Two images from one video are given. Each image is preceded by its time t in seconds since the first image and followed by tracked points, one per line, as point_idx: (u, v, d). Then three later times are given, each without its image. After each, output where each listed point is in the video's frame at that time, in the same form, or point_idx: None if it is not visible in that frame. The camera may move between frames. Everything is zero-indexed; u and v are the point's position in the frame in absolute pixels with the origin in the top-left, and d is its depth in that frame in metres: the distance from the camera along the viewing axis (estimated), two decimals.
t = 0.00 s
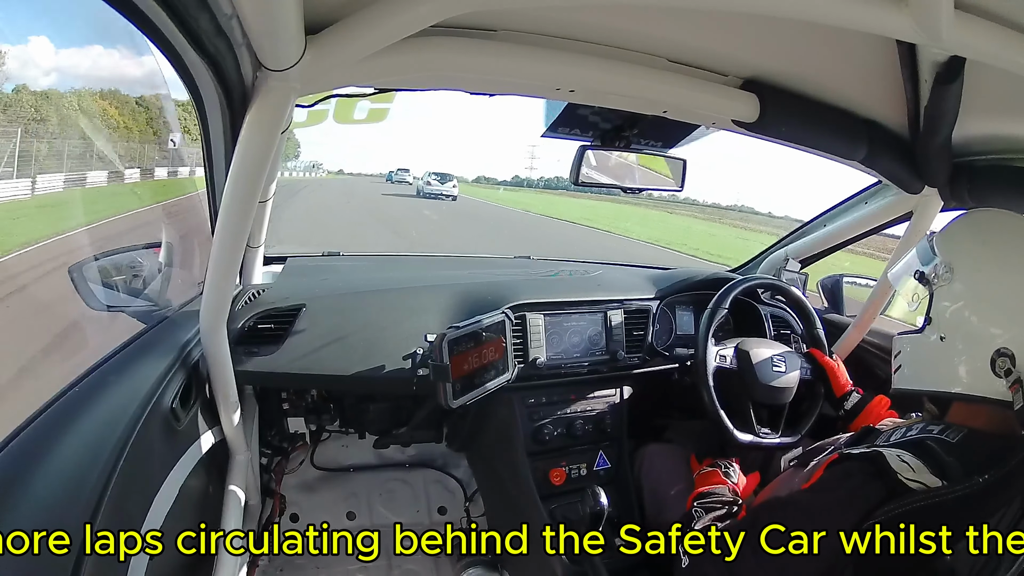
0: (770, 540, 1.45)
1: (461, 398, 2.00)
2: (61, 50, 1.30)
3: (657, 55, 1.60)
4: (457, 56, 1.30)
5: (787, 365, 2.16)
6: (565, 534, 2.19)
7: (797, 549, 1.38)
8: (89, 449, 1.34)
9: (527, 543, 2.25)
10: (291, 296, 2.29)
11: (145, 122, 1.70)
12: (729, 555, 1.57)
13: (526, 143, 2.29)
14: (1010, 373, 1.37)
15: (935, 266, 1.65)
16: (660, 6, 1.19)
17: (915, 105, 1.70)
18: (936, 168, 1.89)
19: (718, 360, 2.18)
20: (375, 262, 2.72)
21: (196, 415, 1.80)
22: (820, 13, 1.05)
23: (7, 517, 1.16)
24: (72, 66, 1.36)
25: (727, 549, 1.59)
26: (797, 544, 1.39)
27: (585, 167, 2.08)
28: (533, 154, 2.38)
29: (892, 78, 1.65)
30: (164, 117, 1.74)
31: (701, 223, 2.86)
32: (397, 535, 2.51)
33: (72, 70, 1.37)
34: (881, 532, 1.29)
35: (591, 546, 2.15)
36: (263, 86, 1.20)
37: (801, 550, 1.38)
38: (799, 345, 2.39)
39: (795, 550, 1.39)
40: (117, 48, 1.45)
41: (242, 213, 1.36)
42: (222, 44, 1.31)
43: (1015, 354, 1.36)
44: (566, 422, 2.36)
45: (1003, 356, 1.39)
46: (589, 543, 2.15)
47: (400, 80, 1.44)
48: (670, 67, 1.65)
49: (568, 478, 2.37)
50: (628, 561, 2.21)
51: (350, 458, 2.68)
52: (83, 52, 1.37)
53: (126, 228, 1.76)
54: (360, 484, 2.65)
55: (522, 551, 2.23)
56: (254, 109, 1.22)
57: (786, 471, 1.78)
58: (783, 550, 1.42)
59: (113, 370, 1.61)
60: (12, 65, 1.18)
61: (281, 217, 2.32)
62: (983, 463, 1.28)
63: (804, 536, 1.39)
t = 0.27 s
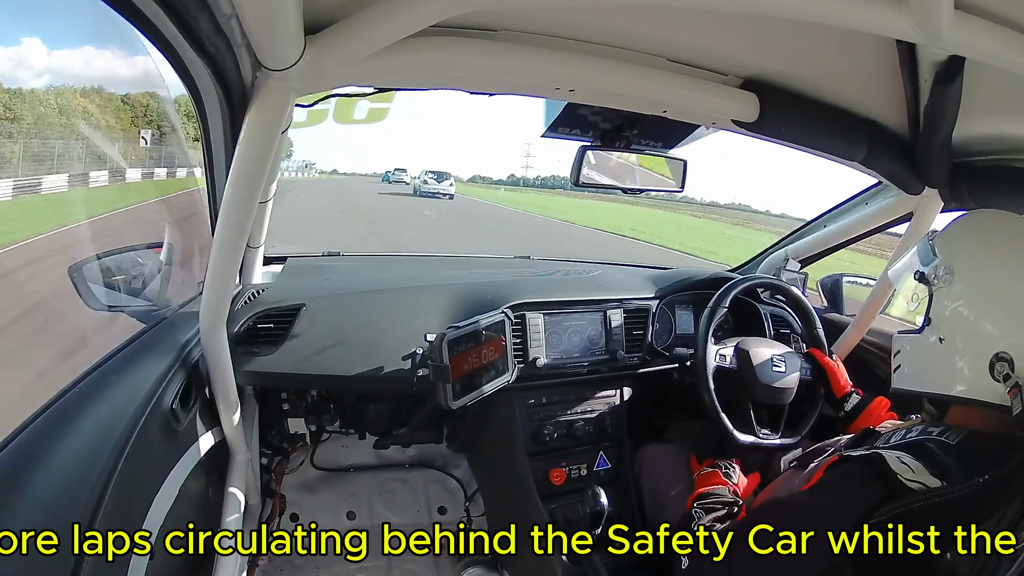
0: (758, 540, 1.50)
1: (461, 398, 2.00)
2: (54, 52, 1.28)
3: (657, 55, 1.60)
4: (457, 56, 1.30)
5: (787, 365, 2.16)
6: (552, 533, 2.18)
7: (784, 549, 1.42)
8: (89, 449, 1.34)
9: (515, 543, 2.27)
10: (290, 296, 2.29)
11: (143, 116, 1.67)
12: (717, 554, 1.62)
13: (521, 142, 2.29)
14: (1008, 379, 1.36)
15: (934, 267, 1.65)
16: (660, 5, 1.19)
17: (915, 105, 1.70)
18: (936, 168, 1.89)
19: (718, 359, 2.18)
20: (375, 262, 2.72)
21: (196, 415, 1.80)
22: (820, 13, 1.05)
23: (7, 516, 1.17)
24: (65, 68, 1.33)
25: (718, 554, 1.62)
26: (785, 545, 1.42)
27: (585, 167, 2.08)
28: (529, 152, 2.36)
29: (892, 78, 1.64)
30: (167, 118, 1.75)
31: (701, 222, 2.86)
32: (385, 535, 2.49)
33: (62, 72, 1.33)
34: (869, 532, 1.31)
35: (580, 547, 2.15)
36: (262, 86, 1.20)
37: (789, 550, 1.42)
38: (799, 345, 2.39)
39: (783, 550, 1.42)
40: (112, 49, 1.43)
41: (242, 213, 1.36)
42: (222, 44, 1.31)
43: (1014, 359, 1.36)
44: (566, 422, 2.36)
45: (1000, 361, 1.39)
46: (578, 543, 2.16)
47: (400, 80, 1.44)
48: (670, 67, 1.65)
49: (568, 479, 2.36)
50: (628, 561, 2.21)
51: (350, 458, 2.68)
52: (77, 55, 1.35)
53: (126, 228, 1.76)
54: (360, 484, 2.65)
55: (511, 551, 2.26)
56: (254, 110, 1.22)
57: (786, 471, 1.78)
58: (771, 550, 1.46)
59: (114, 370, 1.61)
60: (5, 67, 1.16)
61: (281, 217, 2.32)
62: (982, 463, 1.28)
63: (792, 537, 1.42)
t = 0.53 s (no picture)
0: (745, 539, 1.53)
1: (461, 398, 2.00)
2: (46, 55, 1.25)
3: (657, 55, 1.60)
4: (457, 56, 1.30)
5: (788, 364, 2.16)
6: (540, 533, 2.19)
7: (774, 549, 1.45)
8: (88, 449, 1.34)
9: (502, 544, 2.32)
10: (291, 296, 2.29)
11: (166, 134, 1.77)
12: (706, 555, 1.66)
13: (516, 142, 2.30)
14: (1007, 374, 1.36)
15: (936, 264, 1.65)
16: (660, 5, 1.19)
17: (915, 105, 1.70)
18: (936, 168, 1.89)
19: (718, 358, 2.18)
20: (375, 262, 2.72)
21: (196, 415, 1.80)
22: (820, 13, 1.05)
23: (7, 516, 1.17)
24: (55, 73, 1.30)
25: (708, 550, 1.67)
26: (774, 544, 1.45)
27: (585, 167, 2.08)
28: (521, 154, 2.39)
29: (892, 78, 1.65)
30: (175, 125, 1.77)
31: (699, 223, 2.86)
32: (373, 535, 2.48)
33: (54, 77, 1.30)
34: (858, 532, 1.32)
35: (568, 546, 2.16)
36: (262, 86, 1.20)
37: (778, 550, 1.44)
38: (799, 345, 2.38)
39: (771, 550, 1.46)
40: (104, 51, 1.41)
41: (242, 213, 1.36)
42: (222, 44, 1.31)
43: (1013, 354, 1.36)
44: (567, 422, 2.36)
45: (1000, 357, 1.39)
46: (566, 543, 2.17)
47: (400, 80, 1.44)
48: (670, 67, 1.65)
49: (568, 479, 2.36)
50: (629, 561, 2.21)
51: (350, 458, 2.67)
52: (70, 58, 1.32)
53: (126, 229, 1.76)
54: (360, 484, 2.65)
55: (498, 551, 2.32)
56: (254, 110, 1.22)
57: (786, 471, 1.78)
58: (758, 550, 1.49)
59: (113, 370, 1.61)
60: None
61: (281, 218, 2.32)
62: (983, 463, 1.28)
63: (779, 536, 1.45)
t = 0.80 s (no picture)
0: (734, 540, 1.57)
1: (461, 398, 1.99)
2: (39, 58, 1.24)
3: (657, 55, 1.60)
4: (457, 56, 1.31)
5: (788, 363, 2.16)
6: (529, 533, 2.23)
7: (762, 549, 1.48)
8: (88, 449, 1.34)
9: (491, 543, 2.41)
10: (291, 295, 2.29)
11: (161, 131, 1.75)
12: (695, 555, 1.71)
13: (512, 141, 2.29)
14: (1007, 379, 1.36)
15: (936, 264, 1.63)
16: (660, 5, 1.19)
17: (915, 105, 1.70)
18: (936, 168, 1.89)
19: (718, 359, 2.18)
20: (375, 262, 2.72)
21: (196, 415, 1.80)
22: (820, 13, 1.05)
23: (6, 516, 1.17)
24: (48, 77, 1.29)
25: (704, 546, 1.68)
26: (763, 544, 1.48)
27: (585, 167, 2.08)
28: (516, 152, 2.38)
29: (893, 78, 1.65)
30: (175, 125, 1.77)
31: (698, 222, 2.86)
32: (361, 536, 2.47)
33: (47, 79, 1.28)
34: (846, 532, 1.34)
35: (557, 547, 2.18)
36: (262, 86, 1.20)
37: (767, 550, 1.47)
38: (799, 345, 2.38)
39: (760, 550, 1.48)
40: (95, 53, 1.39)
41: (242, 213, 1.36)
42: (222, 44, 1.32)
43: (1013, 358, 1.36)
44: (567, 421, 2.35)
45: (1001, 361, 1.39)
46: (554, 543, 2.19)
47: (400, 80, 1.44)
48: (670, 66, 1.65)
49: (568, 479, 2.36)
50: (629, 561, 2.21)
51: (350, 458, 2.69)
52: (62, 61, 1.31)
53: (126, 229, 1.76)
54: (360, 484, 2.65)
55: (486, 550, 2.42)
56: (254, 109, 1.22)
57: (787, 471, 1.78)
58: (746, 549, 1.52)
59: (114, 369, 1.61)
60: None
61: (281, 218, 2.32)
62: (983, 463, 1.28)
63: (768, 537, 1.47)
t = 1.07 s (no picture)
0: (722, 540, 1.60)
1: (461, 398, 1.99)
2: (32, 62, 1.22)
3: (657, 55, 1.60)
4: (457, 56, 1.31)
5: (787, 363, 2.16)
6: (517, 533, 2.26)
7: (749, 549, 1.50)
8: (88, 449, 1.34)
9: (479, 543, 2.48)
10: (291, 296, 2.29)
11: (155, 134, 1.73)
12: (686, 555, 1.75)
13: (507, 141, 2.30)
14: (1006, 376, 1.36)
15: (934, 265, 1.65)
16: (660, 5, 1.19)
17: (915, 105, 1.70)
18: (937, 168, 1.88)
19: (718, 361, 2.17)
20: (375, 262, 2.72)
21: (196, 415, 1.80)
22: (820, 12, 1.05)
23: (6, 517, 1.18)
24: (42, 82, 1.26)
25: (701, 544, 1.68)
26: (751, 544, 1.50)
27: (585, 167, 2.08)
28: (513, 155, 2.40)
29: (893, 78, 1.64)
30: (175, 125, 1.77)
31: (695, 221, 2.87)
32: (350, 535, 2.48)
33: (40, 83, 1.26)
34: (833, 533, 1.35)
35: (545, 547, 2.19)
36: (262, 86, 1.20)
37: (755, 549, 1.49)
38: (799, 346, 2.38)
39: (749, 549, 1.51)
40: (88, 57, 1.37)
41: (242, 213, 1.36)
42: (222, 44, 1.32)
43: (1012, 356, 1.36)
44: (567, 422, 2.35)
45: (999, 359, 1.39)
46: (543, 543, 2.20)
47: (400, 80, 1.44)
48: (670, 67, 1.65)
49: (568, 479, 2.36)
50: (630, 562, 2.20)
51: (350, 458, 2.68)
52: (54, 65, 1.28)
53: (126, 229, 1.76)
54: (360, 484, 2.65)
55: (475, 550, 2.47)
56: (254, 110, 1.22)
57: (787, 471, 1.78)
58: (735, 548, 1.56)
59: (113, 370, 1.61)
60: None
61: (281, 218, 2.32)
62: (982, 463, 1.28)
63: (757, 536, 1.50)
